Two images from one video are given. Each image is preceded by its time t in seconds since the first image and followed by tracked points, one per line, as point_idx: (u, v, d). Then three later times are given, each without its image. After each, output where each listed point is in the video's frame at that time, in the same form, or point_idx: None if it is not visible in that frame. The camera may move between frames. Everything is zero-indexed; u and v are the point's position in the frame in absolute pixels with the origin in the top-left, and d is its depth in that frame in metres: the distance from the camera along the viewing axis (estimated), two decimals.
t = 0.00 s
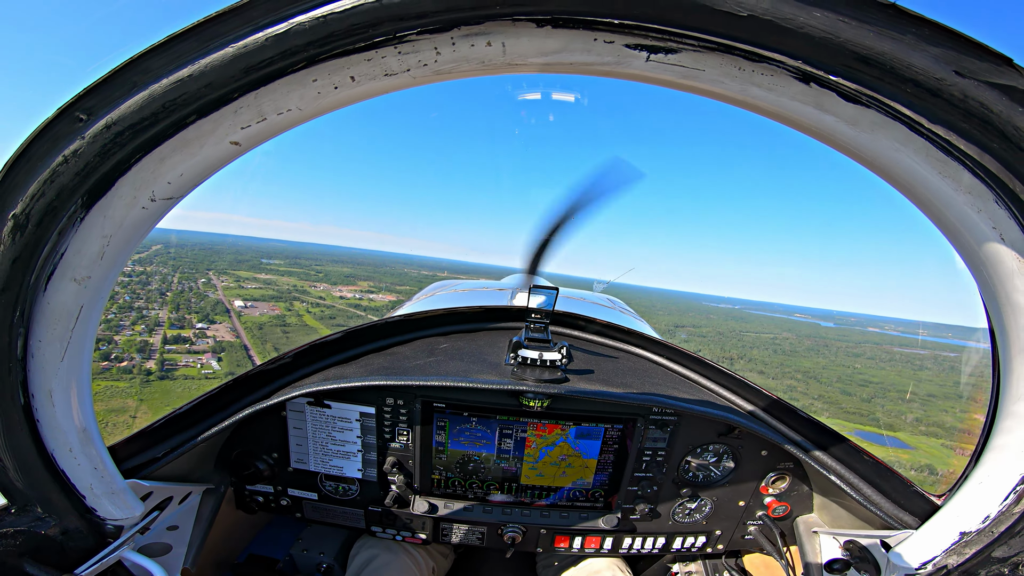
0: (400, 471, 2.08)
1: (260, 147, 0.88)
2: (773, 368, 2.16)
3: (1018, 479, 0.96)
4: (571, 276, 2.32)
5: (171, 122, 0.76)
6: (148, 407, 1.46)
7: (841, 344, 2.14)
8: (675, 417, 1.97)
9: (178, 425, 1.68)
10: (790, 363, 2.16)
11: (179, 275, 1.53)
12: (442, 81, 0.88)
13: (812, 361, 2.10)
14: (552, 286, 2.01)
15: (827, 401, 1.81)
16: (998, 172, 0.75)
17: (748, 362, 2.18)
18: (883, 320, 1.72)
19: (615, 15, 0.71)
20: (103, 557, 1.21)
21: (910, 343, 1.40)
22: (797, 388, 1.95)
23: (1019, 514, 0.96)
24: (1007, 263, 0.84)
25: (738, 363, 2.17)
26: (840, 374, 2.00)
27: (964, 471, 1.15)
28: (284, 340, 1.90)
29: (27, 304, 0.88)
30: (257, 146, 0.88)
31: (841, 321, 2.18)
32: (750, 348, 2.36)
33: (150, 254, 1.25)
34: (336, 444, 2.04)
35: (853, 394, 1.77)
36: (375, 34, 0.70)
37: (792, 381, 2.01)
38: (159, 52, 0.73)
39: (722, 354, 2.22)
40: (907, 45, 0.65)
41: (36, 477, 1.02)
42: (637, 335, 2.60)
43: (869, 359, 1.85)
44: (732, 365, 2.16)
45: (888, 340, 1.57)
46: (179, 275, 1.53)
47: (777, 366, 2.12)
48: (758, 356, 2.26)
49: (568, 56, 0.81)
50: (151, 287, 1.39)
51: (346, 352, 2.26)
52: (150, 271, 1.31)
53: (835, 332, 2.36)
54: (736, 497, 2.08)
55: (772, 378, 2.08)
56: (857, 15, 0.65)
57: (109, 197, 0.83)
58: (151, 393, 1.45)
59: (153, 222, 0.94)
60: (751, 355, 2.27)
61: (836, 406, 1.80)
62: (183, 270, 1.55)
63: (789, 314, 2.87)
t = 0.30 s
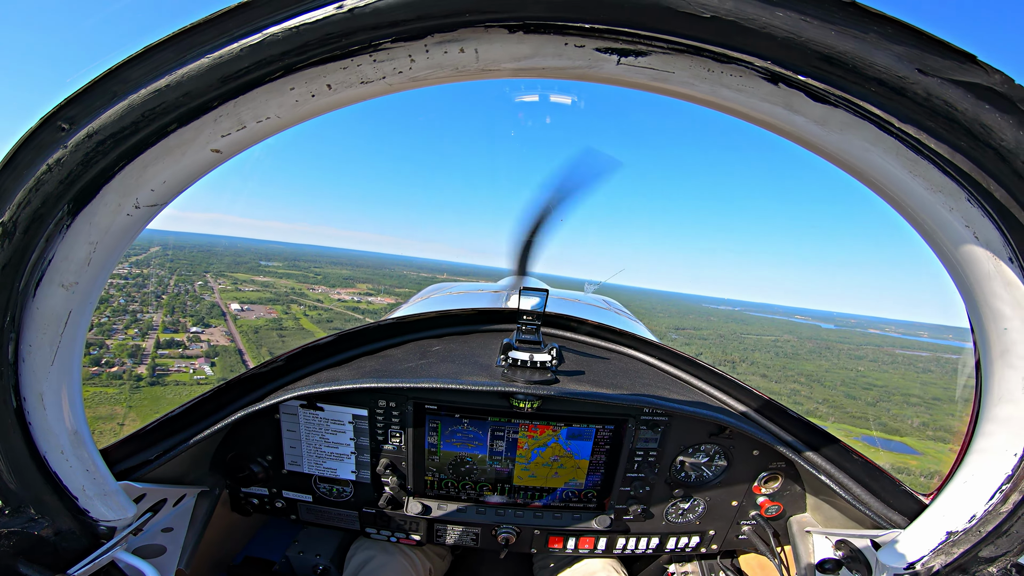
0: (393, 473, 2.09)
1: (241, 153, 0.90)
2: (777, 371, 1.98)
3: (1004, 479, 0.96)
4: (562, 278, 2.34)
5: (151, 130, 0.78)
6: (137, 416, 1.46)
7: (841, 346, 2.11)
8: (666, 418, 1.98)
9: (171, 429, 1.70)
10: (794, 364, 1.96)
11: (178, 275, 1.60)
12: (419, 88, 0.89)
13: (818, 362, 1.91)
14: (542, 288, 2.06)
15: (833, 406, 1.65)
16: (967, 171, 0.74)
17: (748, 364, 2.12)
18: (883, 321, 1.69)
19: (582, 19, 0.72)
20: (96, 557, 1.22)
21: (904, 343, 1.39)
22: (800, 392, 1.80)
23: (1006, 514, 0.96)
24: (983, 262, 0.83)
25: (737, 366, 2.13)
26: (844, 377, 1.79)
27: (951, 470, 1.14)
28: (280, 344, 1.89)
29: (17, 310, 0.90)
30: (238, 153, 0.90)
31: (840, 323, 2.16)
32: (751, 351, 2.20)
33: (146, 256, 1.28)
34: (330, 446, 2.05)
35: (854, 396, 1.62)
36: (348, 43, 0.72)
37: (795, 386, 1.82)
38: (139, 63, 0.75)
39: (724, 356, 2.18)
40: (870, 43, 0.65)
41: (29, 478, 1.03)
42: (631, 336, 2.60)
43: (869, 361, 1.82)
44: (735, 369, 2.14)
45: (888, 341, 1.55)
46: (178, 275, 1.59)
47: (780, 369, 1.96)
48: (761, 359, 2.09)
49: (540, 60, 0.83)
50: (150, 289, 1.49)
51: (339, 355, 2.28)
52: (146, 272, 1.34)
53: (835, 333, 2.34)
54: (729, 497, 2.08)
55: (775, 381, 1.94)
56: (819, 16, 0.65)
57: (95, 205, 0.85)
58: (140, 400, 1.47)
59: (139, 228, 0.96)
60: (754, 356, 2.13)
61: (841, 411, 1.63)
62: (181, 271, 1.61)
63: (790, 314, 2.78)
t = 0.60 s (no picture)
0: (397, 475, 2.08)
1: (255, 152, 0.89)
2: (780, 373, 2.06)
3: (1010, 479, 0.97)
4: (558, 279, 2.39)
5: (166, 127, 0.77)
6: (125, 424, 1.37)
7: (847, 348, 2.11)
8: (670, 419, 1.98)
9: (174, 429, 1.68)
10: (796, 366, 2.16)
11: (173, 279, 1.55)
12: (435, 87, 0.89)
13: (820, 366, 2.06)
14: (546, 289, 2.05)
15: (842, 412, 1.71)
16: (983, 174, 0.75)
17: (753, 368, 2.13)
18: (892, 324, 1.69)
19: (604, 20, 0.72)
20: (99, 560, 1.19)
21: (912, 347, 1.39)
22: (806, 396, 1.85)
23: (1012, 514, 0.97)
24: (996, 265, 0.84)
25: (742, 369, 2.13)
26: (848, 380, 1.91)
27: (956, 470, 1.15)
28: (277, 349, 1.88)
29: (24, 308, 0.89)
30: (252, 152, 0.89)
31: (845, 325, 2.17)
32: (754, 352, 2.28)
33: (144, 258, 1.26)
34: (333, 447, 2.04)
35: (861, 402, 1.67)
36: (369, 40, 0.71)
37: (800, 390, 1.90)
38: (154, 59, 0.74)
39: (727, 359, 2.19)
40: (891, 47, 0.66)
41: (33, 480, 1.02)
42: (633, 337, 2.60)
43: (876, 364, 1.83)
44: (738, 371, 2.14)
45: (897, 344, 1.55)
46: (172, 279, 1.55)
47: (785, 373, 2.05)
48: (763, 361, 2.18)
49: (559, 61, 0.83)
50: (146, 293, 1.37)
51: (342, 356, 2.26)
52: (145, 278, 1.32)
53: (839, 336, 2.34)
54: (732, 498, 2.09)
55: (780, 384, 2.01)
56: (841, 19, 0.66)
57: (106, 203, 0.84)
58: (131, 407, 1.37)
59: (149, 227, 0.95)
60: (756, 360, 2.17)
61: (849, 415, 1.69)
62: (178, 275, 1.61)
63: (793, 317, 2.88)
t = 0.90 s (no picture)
0: (391, 476, 2.08)
1: (239, 153, 0.89)
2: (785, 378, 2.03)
3: (1000, 482, 0.97)
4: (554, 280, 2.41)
5: (148, 130, 0.77)
6: (114, 430, 1.40)
7: (849, 350, 2.08)
8: (663, 421, 1.97)
9: (167, 429, 1.70)
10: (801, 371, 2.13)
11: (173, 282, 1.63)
12: (418, 88, 0.89)
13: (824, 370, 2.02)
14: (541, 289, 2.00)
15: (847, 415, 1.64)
16: (966, 174, 0.75)
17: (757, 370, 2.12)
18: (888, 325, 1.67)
19: (583, 21, 0.72)
20: (88, 559, 1.20)
21: (905, 350, 1.38)
22: (812, 400, 1.80)
23: (1003, 518, 0.97)
24: (982, 267, 0.83)
25: (746, 373, 2.10)
26: (853, 384, 1.84)
27: (945, 473, 1.14)
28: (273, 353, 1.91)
29: (12, 310, 0.88)
30: (236, 153, 0.89)
31: (844, 326, 2.14)
32: (757, 355, 2.28)
33: (142, 260, 1.27)
34: (326, 448, 2.04)
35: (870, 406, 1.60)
36: (348, 43, 0.72)
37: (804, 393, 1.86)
38: (136, 61, 0.75)
39: (728, 362, 2.16)
40: (870, 46, 0.66)
41: (22, 479, 1.01)
42: (629, 339, 2.59)
43: (876, 367, 1.79)
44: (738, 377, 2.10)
45: (896, 345, 1.52)
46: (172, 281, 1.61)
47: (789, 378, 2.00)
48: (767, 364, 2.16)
49: (540, 62, 0.83)
50: (145, 295, 1.46)
51: (336, 357, 2.27)
52: (142, 280, 1.34)
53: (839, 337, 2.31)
54: (726, 501, 2.08)
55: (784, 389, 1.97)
56: (818, 18, 0.65)
57: (91, 204, 0.85)
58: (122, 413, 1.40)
59: (135, 229, 0.96)
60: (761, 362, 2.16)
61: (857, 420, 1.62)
62: (174, 276, 1.64)
63: (794, 318, 2.86)
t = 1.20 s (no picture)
0: (393, 478, 2.08)
1: (243, 156, 0.89)
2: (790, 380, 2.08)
3: (1004, 483, 0.97)
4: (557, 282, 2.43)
5: (153, 133, 0.77)
6: (104, 439, 1.29)
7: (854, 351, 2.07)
8: (665, 423, 1.97)
9: (170, 431, 1.70)
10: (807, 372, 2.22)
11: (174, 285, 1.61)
12: (422, 91, 0.89)
13: (831, 371, 2.11)
14: (542, 292, 2.03)
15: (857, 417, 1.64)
16: (969, 177, 0.75)
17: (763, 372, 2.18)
18: (890, 324, 1.67)
19: (587, 24, 0.72)
20: (91, 561, 1.20)
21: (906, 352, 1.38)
22: (819, 402, 1.87)
23: (1005, 519, 0.97)
24: (986, 268, 0.83)
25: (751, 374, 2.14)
26: (859, 385, 1.95)
27: (949, 473, 1.14)
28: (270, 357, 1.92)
29: (15, 312, 0.89)
30: (240, 156, 0.89)
31: (847, 326, 2.13)
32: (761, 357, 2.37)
33: (144, 263, 1.27)
34: (328, 450, 2.04)
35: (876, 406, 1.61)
36: (352, 45, 0.72)
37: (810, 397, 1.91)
38: (141, 64, 0.75)
39: (734, 364, 2.20)
40: (874, 49, 0.66)
41: (24, 481, 1.01)
42: (630, 340, 2.59)
43: (882, 367, 1.78)
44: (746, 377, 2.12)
45: (899, 345, 1.51)
46: (173, 285, 1.62)
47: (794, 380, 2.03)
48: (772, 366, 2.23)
49: (544, 65, 0.83)
50: (142, 299, 1.38)
51: (337, 359, 2.26)
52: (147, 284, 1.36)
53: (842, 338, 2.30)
54: (727, 502, 2.08)
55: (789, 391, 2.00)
56: (822, 21, 0.66)
57: (95, 207, 0.85)
58: (113, 421, 1.30)
59: (138, 231, 0.96)
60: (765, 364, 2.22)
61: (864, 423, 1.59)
62: (176, 279, 1.67)
63: (796, 318, 2.85)
